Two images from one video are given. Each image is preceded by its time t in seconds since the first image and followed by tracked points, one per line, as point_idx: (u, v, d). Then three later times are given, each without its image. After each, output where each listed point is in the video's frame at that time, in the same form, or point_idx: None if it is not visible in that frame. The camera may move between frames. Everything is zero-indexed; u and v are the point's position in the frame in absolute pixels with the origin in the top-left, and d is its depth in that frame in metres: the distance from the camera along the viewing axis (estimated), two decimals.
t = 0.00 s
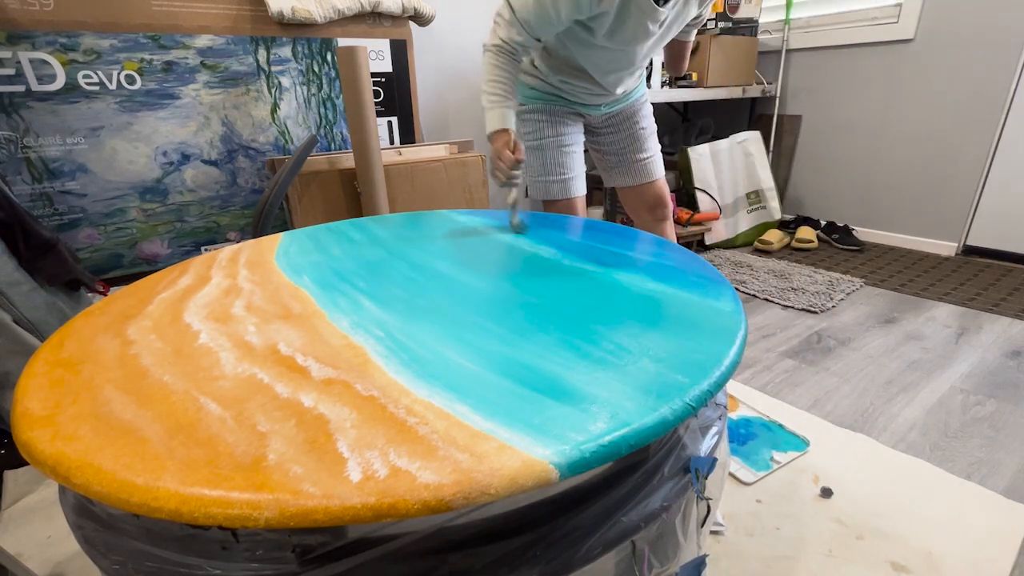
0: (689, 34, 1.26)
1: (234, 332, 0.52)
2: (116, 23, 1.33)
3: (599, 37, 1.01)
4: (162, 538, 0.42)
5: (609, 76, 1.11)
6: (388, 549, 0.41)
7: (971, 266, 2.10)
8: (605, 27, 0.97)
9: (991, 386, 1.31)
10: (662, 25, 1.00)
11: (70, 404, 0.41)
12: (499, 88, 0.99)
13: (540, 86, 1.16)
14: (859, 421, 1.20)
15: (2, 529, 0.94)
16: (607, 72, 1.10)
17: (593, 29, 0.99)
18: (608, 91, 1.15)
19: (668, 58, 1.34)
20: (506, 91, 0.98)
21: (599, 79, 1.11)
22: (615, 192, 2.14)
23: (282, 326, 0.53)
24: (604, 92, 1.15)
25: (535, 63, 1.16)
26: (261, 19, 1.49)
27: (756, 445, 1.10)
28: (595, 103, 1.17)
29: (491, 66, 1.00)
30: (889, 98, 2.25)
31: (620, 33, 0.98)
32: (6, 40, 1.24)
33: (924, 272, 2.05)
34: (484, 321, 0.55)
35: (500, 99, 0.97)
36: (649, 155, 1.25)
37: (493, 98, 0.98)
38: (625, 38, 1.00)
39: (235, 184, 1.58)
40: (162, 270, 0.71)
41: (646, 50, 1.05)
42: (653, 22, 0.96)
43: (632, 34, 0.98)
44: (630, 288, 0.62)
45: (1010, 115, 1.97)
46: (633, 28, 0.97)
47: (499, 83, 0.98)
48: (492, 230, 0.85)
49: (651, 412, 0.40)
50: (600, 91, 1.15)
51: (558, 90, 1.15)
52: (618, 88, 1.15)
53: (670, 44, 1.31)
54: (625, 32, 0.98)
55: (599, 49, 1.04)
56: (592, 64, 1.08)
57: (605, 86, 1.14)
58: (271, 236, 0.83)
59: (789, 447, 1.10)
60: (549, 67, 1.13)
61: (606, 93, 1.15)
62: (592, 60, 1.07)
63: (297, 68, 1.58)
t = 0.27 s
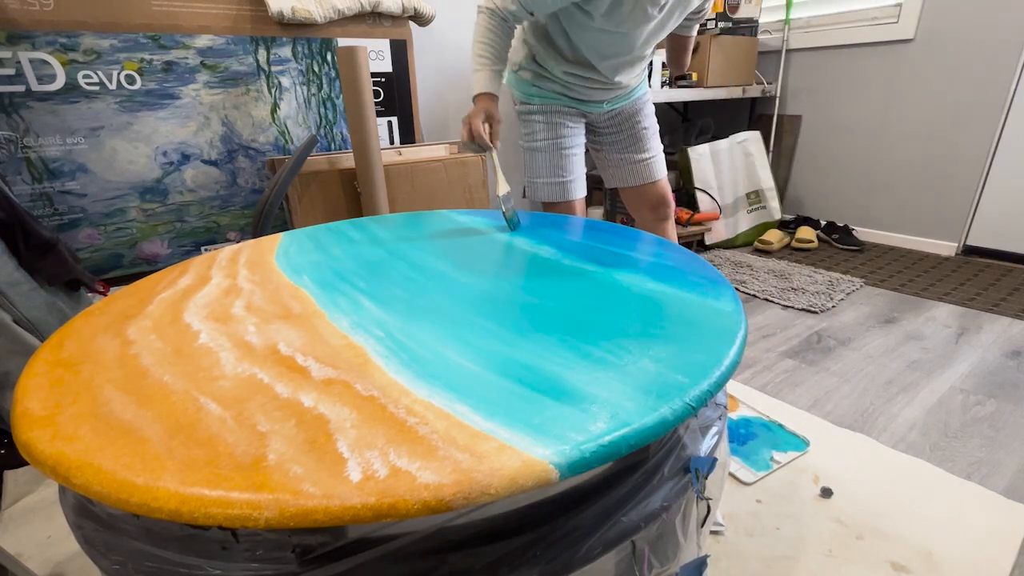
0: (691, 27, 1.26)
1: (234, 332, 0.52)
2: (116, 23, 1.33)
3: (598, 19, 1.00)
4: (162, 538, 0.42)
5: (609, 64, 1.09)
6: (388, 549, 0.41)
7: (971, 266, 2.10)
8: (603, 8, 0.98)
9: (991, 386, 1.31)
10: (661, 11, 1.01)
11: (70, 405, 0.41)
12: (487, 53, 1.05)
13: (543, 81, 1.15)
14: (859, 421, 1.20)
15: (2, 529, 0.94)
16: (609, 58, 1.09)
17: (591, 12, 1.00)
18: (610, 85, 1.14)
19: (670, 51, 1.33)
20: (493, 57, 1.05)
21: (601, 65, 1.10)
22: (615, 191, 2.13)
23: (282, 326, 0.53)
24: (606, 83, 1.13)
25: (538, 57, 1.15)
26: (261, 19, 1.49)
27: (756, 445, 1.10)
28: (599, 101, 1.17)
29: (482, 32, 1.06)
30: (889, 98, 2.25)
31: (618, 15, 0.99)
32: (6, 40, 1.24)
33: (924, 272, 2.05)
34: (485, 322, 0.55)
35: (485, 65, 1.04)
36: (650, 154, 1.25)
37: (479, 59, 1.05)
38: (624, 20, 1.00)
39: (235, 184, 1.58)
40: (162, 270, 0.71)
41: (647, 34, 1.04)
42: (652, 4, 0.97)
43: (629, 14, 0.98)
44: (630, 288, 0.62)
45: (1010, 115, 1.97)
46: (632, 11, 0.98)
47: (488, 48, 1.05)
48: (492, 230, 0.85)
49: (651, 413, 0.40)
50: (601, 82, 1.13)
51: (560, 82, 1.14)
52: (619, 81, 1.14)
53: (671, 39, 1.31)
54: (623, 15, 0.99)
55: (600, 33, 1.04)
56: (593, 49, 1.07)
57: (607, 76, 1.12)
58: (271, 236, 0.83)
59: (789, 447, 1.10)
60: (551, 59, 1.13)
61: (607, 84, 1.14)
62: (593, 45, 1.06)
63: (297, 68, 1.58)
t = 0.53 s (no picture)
0: (690, 24, 1.26)
1: (234, 332, 0.52)
2: (116, 23, 1.33)
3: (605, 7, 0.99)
4: (162, 538, 0.42)
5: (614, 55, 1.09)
6: (388, 549, 0.41)
7: (971, 266, 2.10)
8: None
9: (991, 386, 1.31)
10: None
11: (70, 405, 0.41)
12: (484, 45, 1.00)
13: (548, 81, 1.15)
14: (859, 421, 1.20)
15: (2, 529, 0.94)
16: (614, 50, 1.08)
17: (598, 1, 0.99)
18: (613, 80, 1.14)
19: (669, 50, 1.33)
20: (492, 52, 1.00)
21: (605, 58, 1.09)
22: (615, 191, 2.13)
23: (282, 326, 0.53)
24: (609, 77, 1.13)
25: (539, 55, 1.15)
26: (261, 19, 1.49)
27: (756, 445, 1.10)
28: (601, 99, 1.17)
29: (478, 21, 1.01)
30: (889, 98, 2.25)
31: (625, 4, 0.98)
32: (6, 40, 1.24)
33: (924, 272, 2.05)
34: (485, 322, 0.55)
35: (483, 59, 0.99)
36: (652, 153, 1.25)
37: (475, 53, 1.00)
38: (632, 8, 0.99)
39: (235, 184, 1.58)
40: (162, 270, 0.71)
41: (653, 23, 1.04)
42: None
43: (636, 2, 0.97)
44: (630, 288, 0.62)
45: (1010, 115, 1.97)
46: None
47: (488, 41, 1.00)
48: (492, 230, 0.85)
49: (651, 412, 0.40)
50: (605, 78, 1.13)
51: (566, 80, 1.13)
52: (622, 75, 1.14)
53: (670, 37, 1.30)
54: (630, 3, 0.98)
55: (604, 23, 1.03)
56: (596, 40, 1.07)
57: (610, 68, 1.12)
58: (271, 236, 0.83)
59: (789, 447, 1.10)
60: (556, 56, 1.12)
61: (610, 79, 1.14)
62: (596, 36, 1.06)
63: (297, 68, 1.58)
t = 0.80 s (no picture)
0: (689, 22, 1.25)
1: (234, 332, 0.52)
2: (115, 23, 1.33)
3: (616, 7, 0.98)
4: (162, 538, 0.42)
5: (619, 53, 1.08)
6: (388, 549, 0.41)
7: (971, 266, 2.10)
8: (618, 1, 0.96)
9: (991, 386, 1.31)
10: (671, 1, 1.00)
11: (70, 405, 0.41)
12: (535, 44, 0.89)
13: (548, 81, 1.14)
14: (858, 421, 1.20)
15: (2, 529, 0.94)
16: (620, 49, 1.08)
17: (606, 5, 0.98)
18: (614, 78, 1.14)
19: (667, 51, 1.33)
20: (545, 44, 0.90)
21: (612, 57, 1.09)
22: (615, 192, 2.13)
23: (282, 326, 0.53)
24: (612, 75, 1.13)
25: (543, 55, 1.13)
26: (261, 19, 1.49)
27: (756, 445, 1.10)
28: (602, 99, 1.16)
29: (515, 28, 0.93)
30: (889, 98, 2.25)
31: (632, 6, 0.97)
32: (6, 39, 1.24)
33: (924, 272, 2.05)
34: (485, 322, 0.55)
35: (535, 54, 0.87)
36: (651, 154, 1.25)
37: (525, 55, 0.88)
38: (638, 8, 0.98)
39: (235, 184, 1.58)
40: (162, 270, 0.71)
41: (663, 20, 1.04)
42: None
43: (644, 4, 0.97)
44: (630, 288, 0.62)
45: (1010, 115, 1.97)
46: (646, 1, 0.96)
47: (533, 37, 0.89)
48: (492, 230, 0.85)
49: (651, 412, 0.40)
50: (606, 78, 1.13)
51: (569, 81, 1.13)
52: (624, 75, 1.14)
53: (669, 36, 1.30)
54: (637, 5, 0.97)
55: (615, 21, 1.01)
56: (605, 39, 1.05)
57: (614, 67, 1.12)
58: (271, 236, 0.83)
59: (789, 447, 1.10)
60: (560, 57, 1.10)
61: (613, 77, 1.13)
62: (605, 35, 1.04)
63: (297, 68, 1.58)
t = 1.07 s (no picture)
0: (692, 22, 1.25)
1: (234, 332, 0.52)
2: (115, 23, 1.33)
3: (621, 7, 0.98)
4: (162, 538, 0.42)
5: (620, 53, 1.08)
6: (387, 549, 0.41)
7: (971, 266, 2.10)
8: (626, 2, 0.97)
9: (991, 386, 1.31)
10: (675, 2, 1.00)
11: (70, 405, 0.41)
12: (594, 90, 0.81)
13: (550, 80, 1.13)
14: (858, 420, 1.20)
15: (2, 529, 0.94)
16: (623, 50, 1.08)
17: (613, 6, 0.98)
18: (617, 78, 1.15)
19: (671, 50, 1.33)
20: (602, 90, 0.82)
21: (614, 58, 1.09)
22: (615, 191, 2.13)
23: (282, 326, 0.53)
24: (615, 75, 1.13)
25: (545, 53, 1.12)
26: (261, 19, 1.49)
27: (756, 445, 1.10)
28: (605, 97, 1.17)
29: (575, 66, 0.84)
30: (889, 98, 2.25)
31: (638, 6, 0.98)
32: (6, 39, 1.24)
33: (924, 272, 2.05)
34: (485, 322, 0.55)
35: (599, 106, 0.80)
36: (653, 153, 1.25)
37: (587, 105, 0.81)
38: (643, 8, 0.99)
39: (235, 184, 1.58)
40: (162, 270, 0.71)
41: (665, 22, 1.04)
42: None
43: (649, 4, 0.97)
44: (631, 288, 0.62)
45: (1010, 114, 1.97)
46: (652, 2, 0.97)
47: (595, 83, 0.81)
48: (492, 229, 0.85)
49: (651, 412, 0.40)
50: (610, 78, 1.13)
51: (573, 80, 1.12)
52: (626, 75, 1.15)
53: (673, 36, 1.31)
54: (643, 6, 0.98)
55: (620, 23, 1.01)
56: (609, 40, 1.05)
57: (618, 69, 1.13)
58: (271, 236, 0.83)
59: (788, 447, 1.10)
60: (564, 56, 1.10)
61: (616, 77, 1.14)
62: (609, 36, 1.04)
63: (297, 68, 1.58)
